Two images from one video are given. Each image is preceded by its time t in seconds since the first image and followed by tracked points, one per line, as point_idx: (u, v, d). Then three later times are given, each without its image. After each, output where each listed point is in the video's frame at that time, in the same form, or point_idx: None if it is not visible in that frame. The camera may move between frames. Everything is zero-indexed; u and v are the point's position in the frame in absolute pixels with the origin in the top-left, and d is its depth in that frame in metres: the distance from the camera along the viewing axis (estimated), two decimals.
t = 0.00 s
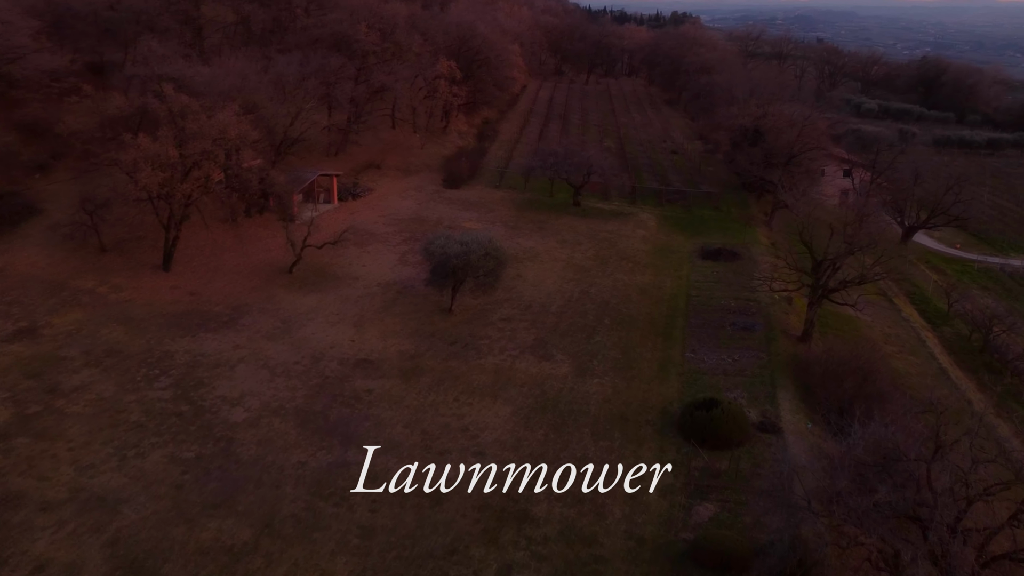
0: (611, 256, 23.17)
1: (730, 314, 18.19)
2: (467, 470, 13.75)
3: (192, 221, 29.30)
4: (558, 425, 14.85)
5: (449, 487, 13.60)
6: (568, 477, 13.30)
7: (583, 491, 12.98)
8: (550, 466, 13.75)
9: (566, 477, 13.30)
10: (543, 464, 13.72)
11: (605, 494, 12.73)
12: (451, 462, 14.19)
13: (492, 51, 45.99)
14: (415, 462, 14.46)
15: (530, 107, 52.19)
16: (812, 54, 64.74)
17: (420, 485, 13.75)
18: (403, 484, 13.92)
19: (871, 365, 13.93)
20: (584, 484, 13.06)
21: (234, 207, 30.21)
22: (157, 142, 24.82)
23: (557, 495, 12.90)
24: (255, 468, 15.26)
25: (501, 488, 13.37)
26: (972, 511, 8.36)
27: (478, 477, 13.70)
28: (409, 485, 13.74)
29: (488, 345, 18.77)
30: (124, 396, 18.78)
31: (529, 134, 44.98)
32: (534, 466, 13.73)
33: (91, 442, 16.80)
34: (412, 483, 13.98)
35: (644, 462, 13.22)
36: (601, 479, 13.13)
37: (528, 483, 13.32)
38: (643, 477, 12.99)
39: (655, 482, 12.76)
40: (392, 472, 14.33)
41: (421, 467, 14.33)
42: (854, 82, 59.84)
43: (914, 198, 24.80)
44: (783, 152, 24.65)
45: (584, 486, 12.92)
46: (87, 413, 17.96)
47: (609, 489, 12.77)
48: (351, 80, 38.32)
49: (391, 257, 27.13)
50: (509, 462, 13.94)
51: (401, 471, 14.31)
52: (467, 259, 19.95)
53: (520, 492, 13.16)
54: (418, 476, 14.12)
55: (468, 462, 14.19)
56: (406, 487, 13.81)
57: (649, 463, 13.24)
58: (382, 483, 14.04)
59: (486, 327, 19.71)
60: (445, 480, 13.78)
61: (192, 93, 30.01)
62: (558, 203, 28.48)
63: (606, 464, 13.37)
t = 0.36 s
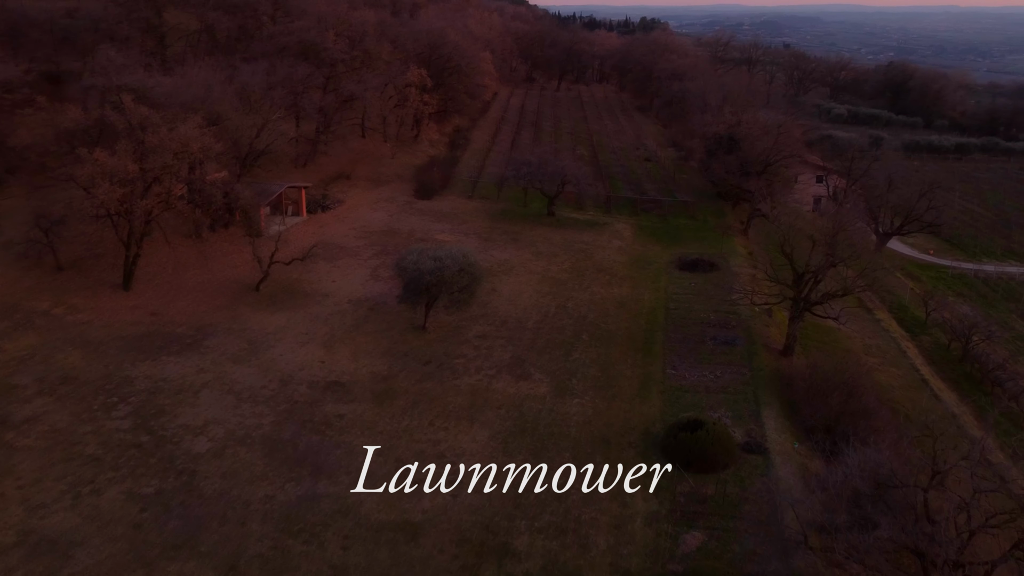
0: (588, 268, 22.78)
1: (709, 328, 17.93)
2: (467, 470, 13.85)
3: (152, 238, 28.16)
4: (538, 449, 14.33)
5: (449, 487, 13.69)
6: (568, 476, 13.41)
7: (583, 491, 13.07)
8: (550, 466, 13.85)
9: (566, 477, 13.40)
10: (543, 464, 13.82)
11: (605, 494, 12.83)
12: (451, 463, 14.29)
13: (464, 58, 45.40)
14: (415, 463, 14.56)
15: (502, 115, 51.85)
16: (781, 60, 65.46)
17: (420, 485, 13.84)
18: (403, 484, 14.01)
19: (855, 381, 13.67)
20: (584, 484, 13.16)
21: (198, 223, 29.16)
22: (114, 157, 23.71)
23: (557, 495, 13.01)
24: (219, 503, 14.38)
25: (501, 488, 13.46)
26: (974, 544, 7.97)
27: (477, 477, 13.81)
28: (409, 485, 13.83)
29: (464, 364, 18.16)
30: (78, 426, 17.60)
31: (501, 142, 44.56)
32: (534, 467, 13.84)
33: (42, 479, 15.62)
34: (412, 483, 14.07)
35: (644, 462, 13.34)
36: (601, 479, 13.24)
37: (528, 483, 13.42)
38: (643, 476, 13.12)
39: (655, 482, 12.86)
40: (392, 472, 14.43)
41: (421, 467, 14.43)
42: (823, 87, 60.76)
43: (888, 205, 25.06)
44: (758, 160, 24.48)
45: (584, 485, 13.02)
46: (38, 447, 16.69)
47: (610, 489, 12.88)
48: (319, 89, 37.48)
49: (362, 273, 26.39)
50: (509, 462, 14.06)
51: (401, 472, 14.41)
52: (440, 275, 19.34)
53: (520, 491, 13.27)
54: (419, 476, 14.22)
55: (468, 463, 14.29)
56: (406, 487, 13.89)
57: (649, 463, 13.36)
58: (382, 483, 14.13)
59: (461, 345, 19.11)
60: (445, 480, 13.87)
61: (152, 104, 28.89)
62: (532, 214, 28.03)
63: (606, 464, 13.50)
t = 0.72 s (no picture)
0: (564, 279, 22.36)
1: (689, 342, 17.68)
2: (467, 470, 13.93)
3: (110, 255, 26.86)
4: (516, 476, 13.77)
5: (448, 487, 13.76)
6: (568, 477, 13.51)
7: (582, 491, 13.20)
8: (551, 466, 13.95)
9: (566, 477, 13.51)
10: (543, 464, 13.91)
11: (605, 494, 12.94)
12: (451, 463, 14.36)
13: (435, 65, 44.80)
14: (415, 463, 14.64)
15: (473, 122, 51.41)
16: (750, 66, 66.15)
17: (420, 485, 13.90)
18: (403, 484, 14.08)
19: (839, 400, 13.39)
20: (584, 484, 13.27)
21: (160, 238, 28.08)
22: (68, 172, 22.53)
23: (557, 494, 13.11)
24: (179, 542, 13.40)
25: (501, 488, 13.53)
26: None
27: (478, 477, 13.88)
28: (409, 485, 13.89)
29: (438, 384, 17.53)
30: (27, 459, 16.18)
31: (473, 150, 44.06)
32: (534, 466, 13.93)
33: None
34: (412, 483, 14.14)
35: (644, 462, 13.47)
36: (600, 479, 13.36)
37: (528, 484, 13.50)
38: (643, 476, 13.23)
39: (655, 482, 12.94)
40: (392, 472, 14.50)
41: (421, 467, 14.51)
42: (792, 93, 61.53)
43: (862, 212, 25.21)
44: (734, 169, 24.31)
45: (585, 486, 13.13)
46: None
47: (610, 489, 12.99)
48: (286, 98, 36.54)
49: (332, 288, 25.60)
50: (509, 462, 14.15)
51: (401, 471, 14.49)
52: (413, 292, 18.70)
53: (520, 492, 13.35)
54: (418, 476, 14.30)
55: (468, 463, 14.36)
56: (406, 487, 13.96)
57: (649, 464, 13.48)
58: (382, 483, 14.19)
59: (435, 363, 18.51)
60: (445, 480, 13.94)
61: (109, 115, 27.70)
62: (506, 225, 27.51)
63: (606, 464, 13.64)
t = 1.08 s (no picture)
0: (540, 293, 21.88)
1: (668, 359, 17.43)
2: (467, 470, 14.03)
3: (65, 274, 25.53)
4: (495, 505, 13.16)
5: (448, 487, 13.87)
6: (568, 477, 13.68)
7: (582, 491, 13.38)
8: (543, 475, 13.86)
9: (566, 477, 13.67)
10: (543, 464, 14.04)
11: (593, 512, 12.68)
12: (451, 463, 14.45)
13: (405, 72, 44.13)
14: (415, 463, 14.73)
15: (444, 131, 50.86)
16: (719, 72, 66.72)
17: (419, 485, 13.99)
18: (403, 484, 14.17)
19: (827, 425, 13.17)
20: (584, 484, 13.46)
21: (119, 255, 26.89)
22: (18, 187, 21.28)
23: (537, 525, 12.52)
24: None
25: (501, 488, 13.66)
26: None
27: (478, 477, 14.00)
28: (409, 485, 13.98)
29: (411, 406, 16.87)
30: None
31: (444, 159, 43.52)
32: (534, 466, 14.06)
33: None
34: (412, 483, 14.23)
35: (644, 462, 13.63)
36: (600, 480, 13.57)
37: (528, 483, 13.64)
38: (643, 476, 13.44)
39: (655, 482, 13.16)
40: (393, 472, 14.59)
41: (421, 467, 14.60)
42: (761, 98, 62.18)
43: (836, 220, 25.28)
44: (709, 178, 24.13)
45: (584, 486, 13.33)
46: None
47: (610, 489, 13.20)
48: (251, 108, 35.48)
49: (301, 305, 24.78)
50: (509, 462, 14.26)
51: (401, 471, 14.56)
52: (385, 310, 18.02)
53: (520, 491, 13.50)
54: (419, 476, 14.41)
55: (468, 463, 14.46)
56: (406, 487, 14.05)
57: (650, 464, 13.65)
58: (382, 483, 14.28)
59: (408, 384, 17.85)
60: (445, 480, 14.04)
61: (64, 127, 26.43)
62: (479, 236, 26.97)
63: (605, 464, 13.82)
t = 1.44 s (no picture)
0: (515, 307, 21.35)
1: (648, 375, 17.15)
2: (467, 470, 14.17)
3: (16, 295, 24.17)
4: (473, 536, 12.56)
5: (448, 487, 14.00)
6: (568, 476, 13.92)
7: (582, 491, 13.63)
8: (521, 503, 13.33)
9: (567, 477, 13.92)
10: (543, 464, 14.28)
11: (576, 541, 12.21)
12: (452, 462, 14.59)
13: (376, 79, 43.39)
14: (415, 463, 14.83)
15: (414, 139, 50.19)
16: (688, 77, 67.09)
17: (419, 485, 14.10)
18: (403, 484, 14.26)
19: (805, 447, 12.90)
20: (584, 484, 13.71)
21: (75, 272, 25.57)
22: None
23: (517, 557, 11.95)
24: None
25: (501, 488, 13.84)
26: None
27: (478, 477, 14.14)
28: (409, 485, 14.10)
29: (385, 430, 16.20)
30: None
31: (416, 169, 42.84)
32: (534, 466, 14.27)
33: None
34: (412, 483, 14.34)
35: (644, 462, 13.90)
36: (601, 479, 13.84)
37: (528, 483, 13.84)
38: (644, 476, 13.74)
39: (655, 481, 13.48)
40: (392, 472, 14.66)
41: (421, 467, 14.69)
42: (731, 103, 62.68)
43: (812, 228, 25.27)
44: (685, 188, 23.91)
45: (585, 485, 13.58)
46: None
47: (610, 489, 13.47)
48: (215, 117, 34.37)
49: (269, 323, 23.91)
50: (509, 462, 14.42)
51: (401, 471, 14.64)
52: (356, 330, 17.31)
53: (519, 491, 13.69)
54: (418, 476, 14.49)
55: (468, 462, 14.59)
56: (406, 487, 14.15)
57: (649, 463, 13.93)
58: (382, 483, 14.35)
59: (381, 407, 17.16)
60: (445, 480, 14.17)
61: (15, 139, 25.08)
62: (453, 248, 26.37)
63: (606, 464, 14.06)
